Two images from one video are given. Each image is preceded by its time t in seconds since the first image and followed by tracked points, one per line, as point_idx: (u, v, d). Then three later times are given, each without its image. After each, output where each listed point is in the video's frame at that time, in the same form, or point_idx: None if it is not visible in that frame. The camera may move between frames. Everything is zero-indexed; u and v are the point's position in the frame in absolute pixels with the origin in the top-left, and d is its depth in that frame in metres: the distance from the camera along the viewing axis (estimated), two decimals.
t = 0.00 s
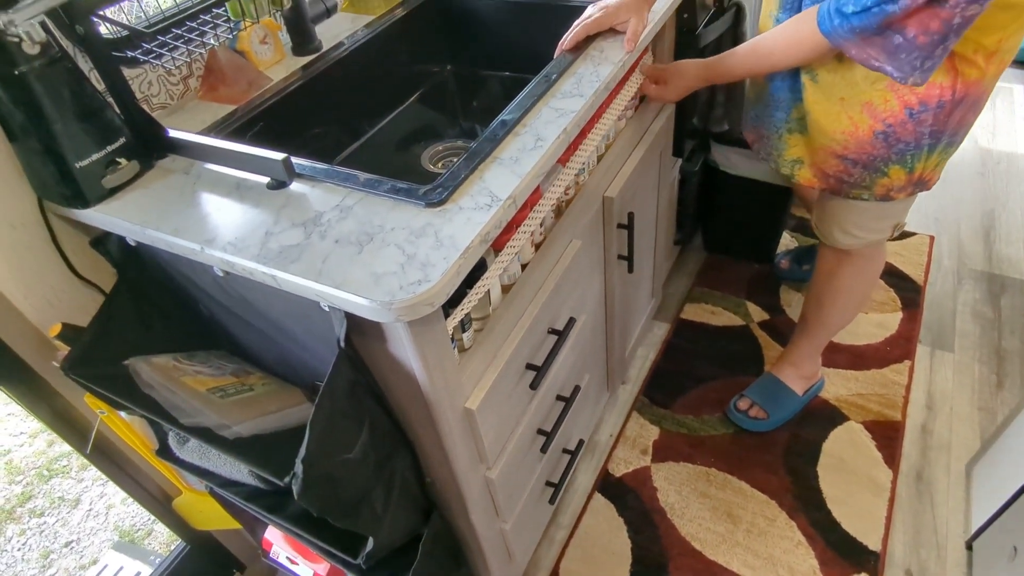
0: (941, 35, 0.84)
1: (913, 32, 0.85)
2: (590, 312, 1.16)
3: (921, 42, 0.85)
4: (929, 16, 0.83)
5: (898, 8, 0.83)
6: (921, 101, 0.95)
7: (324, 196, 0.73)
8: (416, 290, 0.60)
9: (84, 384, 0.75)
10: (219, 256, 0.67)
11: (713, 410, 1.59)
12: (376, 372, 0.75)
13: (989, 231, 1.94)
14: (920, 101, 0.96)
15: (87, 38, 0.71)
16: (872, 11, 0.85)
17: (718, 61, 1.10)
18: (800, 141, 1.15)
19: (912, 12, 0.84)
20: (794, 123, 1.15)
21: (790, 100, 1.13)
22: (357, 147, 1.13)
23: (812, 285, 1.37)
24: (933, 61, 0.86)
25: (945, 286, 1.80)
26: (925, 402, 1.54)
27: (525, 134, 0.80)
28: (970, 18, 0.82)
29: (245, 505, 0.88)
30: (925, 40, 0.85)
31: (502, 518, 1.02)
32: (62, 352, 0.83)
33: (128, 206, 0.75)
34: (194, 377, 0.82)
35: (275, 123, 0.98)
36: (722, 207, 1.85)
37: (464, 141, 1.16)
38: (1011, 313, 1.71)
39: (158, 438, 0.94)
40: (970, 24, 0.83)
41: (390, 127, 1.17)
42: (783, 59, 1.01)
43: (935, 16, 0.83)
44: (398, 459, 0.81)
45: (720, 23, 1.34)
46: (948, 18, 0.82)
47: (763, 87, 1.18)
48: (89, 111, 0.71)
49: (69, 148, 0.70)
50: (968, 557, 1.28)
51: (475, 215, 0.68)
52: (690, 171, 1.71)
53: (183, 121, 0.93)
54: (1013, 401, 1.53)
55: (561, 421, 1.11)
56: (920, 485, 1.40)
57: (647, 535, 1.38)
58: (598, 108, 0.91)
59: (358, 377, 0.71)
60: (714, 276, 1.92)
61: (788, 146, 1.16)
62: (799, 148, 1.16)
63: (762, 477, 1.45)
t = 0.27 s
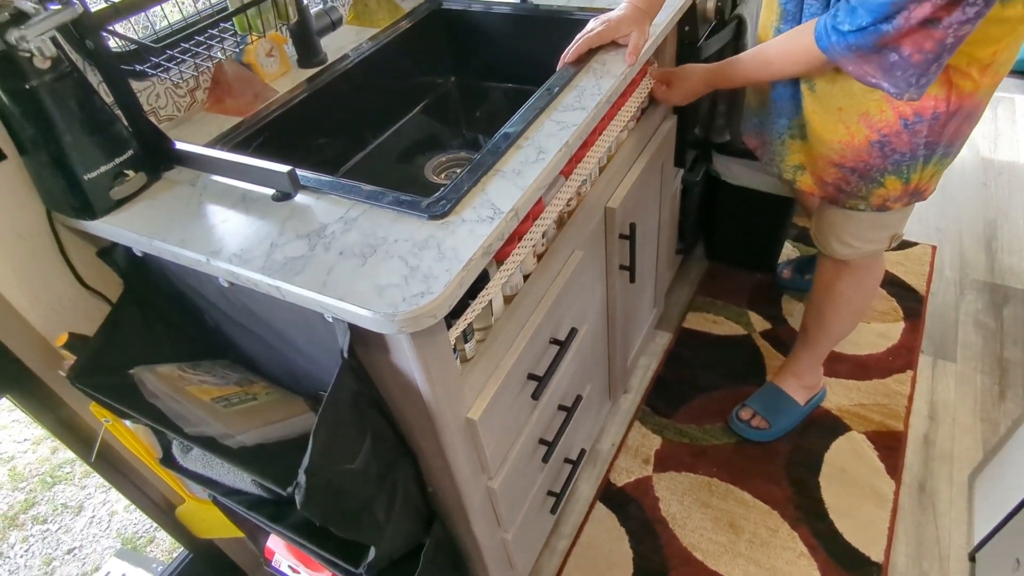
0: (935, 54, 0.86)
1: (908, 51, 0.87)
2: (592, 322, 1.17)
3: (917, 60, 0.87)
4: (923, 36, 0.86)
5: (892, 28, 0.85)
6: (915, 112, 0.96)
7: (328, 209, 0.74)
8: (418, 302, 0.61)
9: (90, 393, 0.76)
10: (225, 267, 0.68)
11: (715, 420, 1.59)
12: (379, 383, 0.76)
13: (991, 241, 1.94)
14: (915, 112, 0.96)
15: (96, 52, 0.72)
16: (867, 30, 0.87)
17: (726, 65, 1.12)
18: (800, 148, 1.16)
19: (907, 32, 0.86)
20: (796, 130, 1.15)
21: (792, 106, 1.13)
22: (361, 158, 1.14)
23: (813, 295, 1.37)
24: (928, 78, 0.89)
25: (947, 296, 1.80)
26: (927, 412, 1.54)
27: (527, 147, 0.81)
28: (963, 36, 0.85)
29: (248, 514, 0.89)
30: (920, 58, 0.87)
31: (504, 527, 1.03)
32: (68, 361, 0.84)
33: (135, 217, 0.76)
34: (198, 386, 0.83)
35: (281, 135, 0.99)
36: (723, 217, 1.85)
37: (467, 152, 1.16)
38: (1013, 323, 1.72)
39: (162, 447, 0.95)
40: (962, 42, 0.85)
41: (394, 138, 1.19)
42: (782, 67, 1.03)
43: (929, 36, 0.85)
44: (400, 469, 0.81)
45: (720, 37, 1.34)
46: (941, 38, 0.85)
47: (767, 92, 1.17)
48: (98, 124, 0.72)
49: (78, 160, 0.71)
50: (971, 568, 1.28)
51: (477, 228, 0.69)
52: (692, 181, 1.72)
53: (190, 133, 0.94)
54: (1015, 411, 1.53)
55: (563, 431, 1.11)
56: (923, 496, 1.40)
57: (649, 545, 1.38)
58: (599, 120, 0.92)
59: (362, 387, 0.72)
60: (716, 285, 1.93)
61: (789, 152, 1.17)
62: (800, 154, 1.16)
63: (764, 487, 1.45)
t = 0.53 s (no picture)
0: (923, 72, 0.87)
1: (897, 66, 0.87)
2: (593, 329, 1.17)
3: (906, 76, 0.88)
4: (913, 52, 0.86)
5: (883, 42, 0.86)
6: (917, 121, 0.97)
7: (330, 217, 0.74)
8: (419, 310, 0.61)
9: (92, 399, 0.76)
10: (227, 274, 0.68)
11: (717, 428, 1.59)
12: (380, 390, 0.76)
13: (993, 248, 1.94)
14: (917, 121, 0.97)
15: (101, 61, 0.73)
16: (858, 43, 0.88)
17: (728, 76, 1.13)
18: (801, 158, 1.16)
19: (897, 47, 0.87)
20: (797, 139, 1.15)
21: (791, 117, 1.13)
22: (363, 166, 1.14)
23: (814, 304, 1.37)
24: (915, 96, 0.89)
25: (949, 304, 1.80)
26: (930, 420, 1.54)
27: (528, 155, 0.81)
28: (953, 56, 0.85)
29: (248, 521, 0.89)
30: (909, 75, 0.87)
31: (504, 535, 1.03)
32: (71, 368, 0.85)
33: (138, 225, 0.77)
34: (200, 393, 0.83)
35: (284, 143, 0.99)
36: (725, 224, 1.86)
37: (469, 160, 1.17)
38: (1016, 331, 1.71)
39: (163, 453, 0.95)
40: (952, 62, 0.86)
41: (396, 146, 1.19)
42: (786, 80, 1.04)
43: (919, 53, 0.86)
44: (401, 476, 0.81)
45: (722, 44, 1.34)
46: (931, 55, 0.86)
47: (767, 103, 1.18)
48: (102, 132, 0.72)
49: (82, 168, 0.72)
50: None
51: (478, 236, 0.69)
52: (693, 189, 1.72)
53: (193, 141, 0.94)
54: (1019, 420, 1.52)
55: (564, 438, 1.11)
56: (926, 504, 1.39)
57: (651, 554, 1.37)
58: (600, 129, 0.92)
59: (362, 395, 0.72)
60: (718, 293, 1.93)
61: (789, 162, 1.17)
62: (801, 164, 1.16)
63: (767, 495, 1.45)
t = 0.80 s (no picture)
0: (930, 83, 0.87)
1: (904, 77, 0.87)
2: (595, 337, 1.17)
3: (912, 88, 0.88)
4: (920, 64, 0.86)
5: (889, 55, 0.86)
6: (922, 135, 0.97)
7: (333, 225, 0.75)
8: (421, 318, 0.61)
9: (95, 407, 0.76)
10: (230, 283, 0.69)
11: (719, 435, 1.58)
12: (382, 398, 0.76)
13: (995, 256, 1.94)
14: (922, 136, 0.97)
15: (107, 71, 0.74)
16: (863, 56, 0.88)
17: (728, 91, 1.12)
18: (802, 171, 1.16)
19: (903, 59, 0.86)
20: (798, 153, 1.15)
21: (793, 130, 1.14)
22: (366, 174, 1.15)
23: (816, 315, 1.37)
24: (922, 107, 0.89)
25: (952, 311, 1.80)
26: (933, 428, 1.53)
27: (530, 164, 0.82)
28: (959, 68, 0.86)
29: (250, 529, 0.89)
30: (915, 86, 0.88)
31: (506, 543, 1.02)
32: (75, 376, 0.85)
33: (142, 233, 0.77)
34: (202, 401, 0.84)
35: (288, 151, 1.00)
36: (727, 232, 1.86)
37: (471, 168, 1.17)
38: (1019, 339, 1.71)
39: (166, 461, 0.95)
40: (958, 74, 0.86)
41: (399, 154, 1.20)
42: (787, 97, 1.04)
43: (925, 65, 0.86)
44: (403, 484, 0.81)
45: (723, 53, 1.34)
46: (937, 66, 0.86)
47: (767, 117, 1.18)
48: (107, 141, 0.73)
49: (87, 177, 0.72)
50: None
51: (480, 244, 0.69)
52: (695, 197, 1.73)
53: (198, 150, 0.95)
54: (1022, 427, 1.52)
55: (565, 446, 1.11)
56: (929, 513, 1.39)
57: (653, 562, 1.37)
58: (602, 137, 0.92)
59: (365, 403, 0.72)
60: (720, 300, 1.93)
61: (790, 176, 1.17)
62: (802, 178, 1.17)
63: (769, 503, 1.44)
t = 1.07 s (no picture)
0: (960, 91, 0.83)
1: (931, 89, 0.84)
2: (596, 343, 1.17)
3: (941, 98, 0.84)
4: (945, 71, 0.83)
5: (912, 68, 0.81)
6: (925, 153, 0.95)
7: (335, 231, 0.75)
8: (422, 325, 0.62)
9: (97, 412, 0.76)
10: (232, 289, 0.69)
11: (721, 441, 1.58)
12: (383, 403, 0.76)
13: (997, 261, 1.94)
14: (925, 153, 0.95)
15: (110, 79, 0.74)
16: (885, 72, 0.83)
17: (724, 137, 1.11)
18: (806, 185, 1.18)
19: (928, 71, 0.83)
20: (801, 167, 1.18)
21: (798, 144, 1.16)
22: (368, 180, 1.16)
23: (819, 325, 1.37)
24: (953, 116, 0.85)
25: (954, 316, 1.80)
26: (936, 434, 1.53)
27: (531, 170, 0.82)
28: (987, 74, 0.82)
29: (251, 535, 0.89)
30: (944, 96, 0.84)
31: (507, 550, 1.02)
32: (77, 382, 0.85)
33: (145, 240, 0.77)
34: (204, 406, 0.84)
35: (290, 157, 1.00)
36: (728, 238, 1.87)
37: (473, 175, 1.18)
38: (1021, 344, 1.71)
39: (167, 467, 0.95)
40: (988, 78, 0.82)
41: (401, 160, 1.20)
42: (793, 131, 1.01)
43: (952, 73, 0.82)
44: (404, 490, 0.81)
45: (724, 60, 1.34)
46: (966, 73, 0.82)
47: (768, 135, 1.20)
48: (110, 148, 0.73)
49: (90, 184, 0.72)
50: None
51: (481, 251, 0.69)
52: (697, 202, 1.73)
53: (201, 156, 0.95)
54: None
55: (567, 452, 1.11)
56: (932, 519, 1.38)
57: (655, 569, 1.36)
58: (603, 144, 0.93)
59: (366, 409, 0.72)
60: (721, 306, 1.93)
61: (796, 190, 1.19)
62: (806, 192, 1.18)
63: (771, 510, 1.44)
